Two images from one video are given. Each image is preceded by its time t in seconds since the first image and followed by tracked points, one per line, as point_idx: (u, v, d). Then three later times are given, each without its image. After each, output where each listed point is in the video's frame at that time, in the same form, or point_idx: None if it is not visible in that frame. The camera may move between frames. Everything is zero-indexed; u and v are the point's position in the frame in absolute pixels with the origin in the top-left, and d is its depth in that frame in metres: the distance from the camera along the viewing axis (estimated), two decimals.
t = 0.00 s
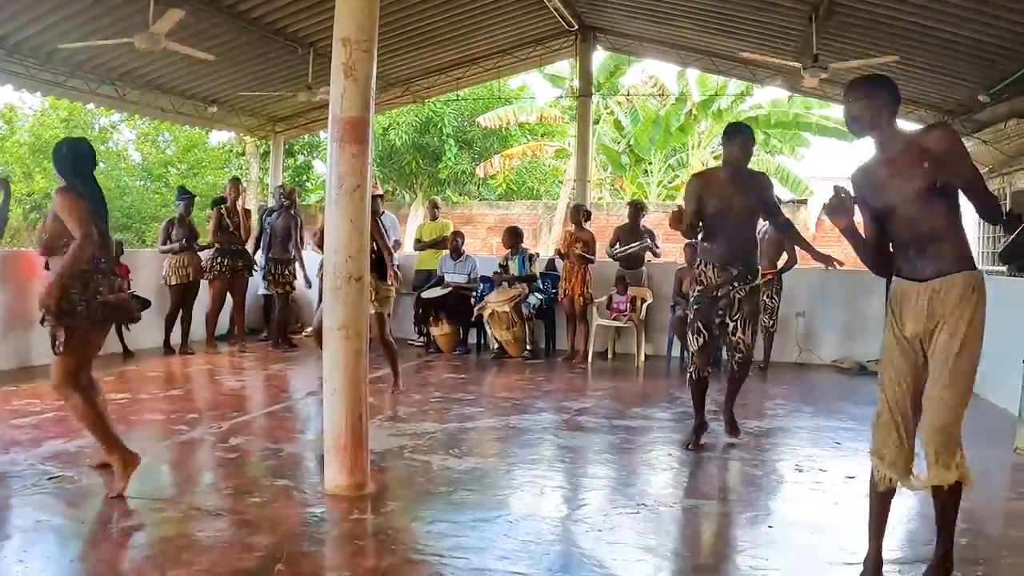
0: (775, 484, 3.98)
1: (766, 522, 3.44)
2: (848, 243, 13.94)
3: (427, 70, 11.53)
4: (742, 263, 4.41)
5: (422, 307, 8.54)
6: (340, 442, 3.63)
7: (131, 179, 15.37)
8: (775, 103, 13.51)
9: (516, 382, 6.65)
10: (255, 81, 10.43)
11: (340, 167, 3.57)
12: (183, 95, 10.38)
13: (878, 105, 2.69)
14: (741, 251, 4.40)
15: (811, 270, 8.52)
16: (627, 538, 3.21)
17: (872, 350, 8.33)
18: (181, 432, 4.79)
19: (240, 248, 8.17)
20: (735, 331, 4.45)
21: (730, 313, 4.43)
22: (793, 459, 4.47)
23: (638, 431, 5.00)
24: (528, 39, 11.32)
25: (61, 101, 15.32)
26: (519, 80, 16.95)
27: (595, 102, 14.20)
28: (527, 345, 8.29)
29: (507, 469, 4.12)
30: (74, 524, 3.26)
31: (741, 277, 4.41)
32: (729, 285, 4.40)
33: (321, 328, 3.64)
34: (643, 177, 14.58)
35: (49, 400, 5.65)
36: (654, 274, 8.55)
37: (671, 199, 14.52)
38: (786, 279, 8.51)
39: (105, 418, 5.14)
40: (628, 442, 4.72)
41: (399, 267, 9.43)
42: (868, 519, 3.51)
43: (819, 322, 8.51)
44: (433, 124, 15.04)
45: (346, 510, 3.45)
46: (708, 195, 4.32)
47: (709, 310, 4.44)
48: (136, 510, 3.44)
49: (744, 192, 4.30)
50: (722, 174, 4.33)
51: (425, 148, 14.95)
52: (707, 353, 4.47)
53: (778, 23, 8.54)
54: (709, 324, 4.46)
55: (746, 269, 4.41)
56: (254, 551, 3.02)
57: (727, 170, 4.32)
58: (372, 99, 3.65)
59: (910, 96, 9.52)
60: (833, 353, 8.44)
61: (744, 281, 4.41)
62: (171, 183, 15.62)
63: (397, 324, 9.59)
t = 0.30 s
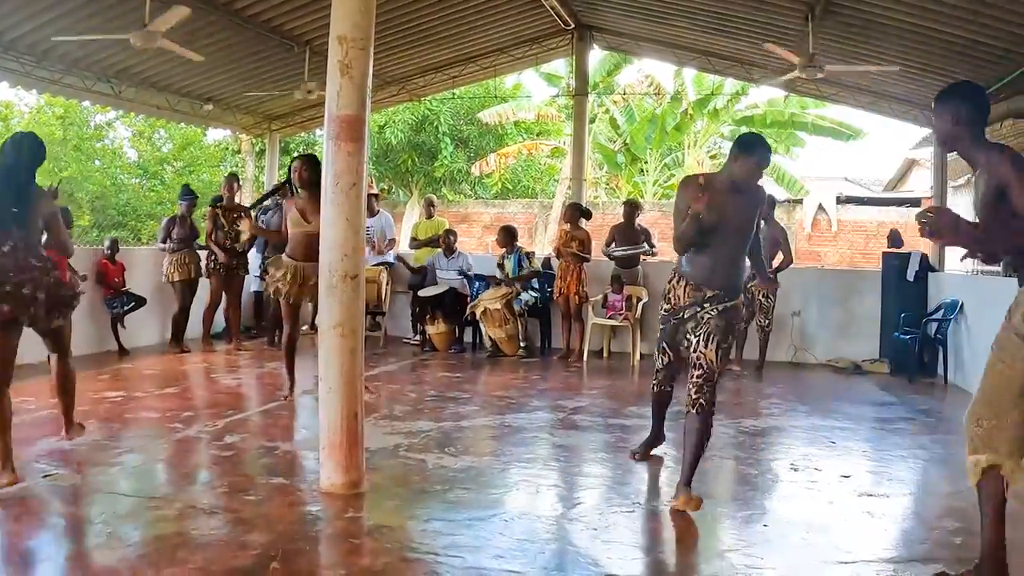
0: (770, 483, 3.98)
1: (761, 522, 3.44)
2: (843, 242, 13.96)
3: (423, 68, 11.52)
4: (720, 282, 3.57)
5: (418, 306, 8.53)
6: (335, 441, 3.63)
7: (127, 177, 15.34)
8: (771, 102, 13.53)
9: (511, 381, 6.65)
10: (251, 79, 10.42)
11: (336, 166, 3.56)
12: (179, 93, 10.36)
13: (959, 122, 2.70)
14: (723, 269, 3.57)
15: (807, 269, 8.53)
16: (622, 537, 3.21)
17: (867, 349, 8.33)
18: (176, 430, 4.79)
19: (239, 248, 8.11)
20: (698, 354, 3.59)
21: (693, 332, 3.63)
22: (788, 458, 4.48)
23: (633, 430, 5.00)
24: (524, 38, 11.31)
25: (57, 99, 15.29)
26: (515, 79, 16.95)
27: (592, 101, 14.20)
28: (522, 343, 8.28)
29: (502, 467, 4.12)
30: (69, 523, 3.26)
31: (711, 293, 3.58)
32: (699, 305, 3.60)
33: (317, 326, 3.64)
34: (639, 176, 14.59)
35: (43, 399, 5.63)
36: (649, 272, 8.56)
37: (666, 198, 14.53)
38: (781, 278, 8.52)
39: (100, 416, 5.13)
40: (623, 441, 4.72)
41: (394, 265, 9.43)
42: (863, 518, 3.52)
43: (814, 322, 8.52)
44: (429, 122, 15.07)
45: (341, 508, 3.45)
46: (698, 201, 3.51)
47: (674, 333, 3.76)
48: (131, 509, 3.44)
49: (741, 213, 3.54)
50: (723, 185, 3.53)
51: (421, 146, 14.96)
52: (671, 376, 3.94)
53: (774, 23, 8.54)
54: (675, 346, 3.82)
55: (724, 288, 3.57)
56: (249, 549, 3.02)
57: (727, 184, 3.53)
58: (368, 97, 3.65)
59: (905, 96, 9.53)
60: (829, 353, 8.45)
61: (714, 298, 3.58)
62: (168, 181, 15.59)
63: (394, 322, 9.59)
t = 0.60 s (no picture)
0: (760, 481, 3.99)
1: (750, 519, 3.46)
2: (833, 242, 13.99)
3: (414, 66, 11.51)
4: (765, 249, 3.17)
5: (409, 303, 8.51)
6: (325, 437, 3.62)
7: (117, 172, 15.29)
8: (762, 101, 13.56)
9: (501, 378, 6.65)
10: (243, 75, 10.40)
11: (326, 161, 3.56)
12: (170, 88, 10.33)
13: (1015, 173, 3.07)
14: (771, 234, 3.17)
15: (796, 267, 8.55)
16: (610, 534, 3.22)
17: (856, 347, 8.37)
18: (166, 426, 4.78)
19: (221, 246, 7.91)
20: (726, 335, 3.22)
21: (728, 305, 3.20)
22: (778, 456, 4.49)
23: (623, 428, 5.01)
24: (516, 36, 11.31)
25: (47, 93, 15.23)
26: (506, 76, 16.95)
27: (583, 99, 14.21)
28: (512, 339, 8.27)
29: (491, 464, 4.13)
30: (58, 519, 3.25)
31: (755, 264, 3.17)
32: (737, 274, 3.19)
33: (306, 322, 3.64)
34: (630, 174, 14.63)
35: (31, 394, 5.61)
36: (639, 270, 8.58)
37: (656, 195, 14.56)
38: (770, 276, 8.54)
39: (88, 412, 5.12)
40: (612, 438, 4.74)
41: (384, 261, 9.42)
42: (853, 515, 3.54)
43: (804, 320, 8.55)
44: (419, 119, 15.00)
45: (330, 505, 3.45)
46: (725, 161, 3.27)
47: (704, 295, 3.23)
48: (120, 505, 3.43)
49: (782, 164, 3.16)
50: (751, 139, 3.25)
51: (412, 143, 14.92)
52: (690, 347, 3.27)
53: (766, 22, 8.56)
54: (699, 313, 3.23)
55: (768, 258, 3.16)
56: (239, 545, 3.01)
57: (757, 136, 3.23)
58: (359, 92, 3.64)
59: (895, 96, 9.56)
60: (818, 351, 8.48)
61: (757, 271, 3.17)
62: (157, 176, 15.55)
63: (384, 319, 9.58)
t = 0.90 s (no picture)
0: (747, 479, 4.01)
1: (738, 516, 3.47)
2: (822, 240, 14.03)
3: (405, 62, 11.49)
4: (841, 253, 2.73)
5: (398, 300, 8.49)
6: (314, 433, 3.62)
7: (106, 167, 15.25)
8: (752, 99, 13.58)
9: (490, 375, 6.66)
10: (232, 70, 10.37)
11: (316, 157, 3.55)
12: (159, 84, 10.30)
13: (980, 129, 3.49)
14: (842, 234, 2.73)
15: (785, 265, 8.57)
16: (599, 531, 3.23)
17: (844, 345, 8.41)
18: (155, 422, 4.77)
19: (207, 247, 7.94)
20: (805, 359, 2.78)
21: (804, 320, 2.78)
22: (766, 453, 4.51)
23: (612, 425, 5.02)
24: (506, 32, 11.31)
25: (36, 88, 15.18)
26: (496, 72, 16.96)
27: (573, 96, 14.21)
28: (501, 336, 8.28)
29: (480, 461, 4.13)
30: (47, 515, 3.24)
31: (825, 270, 2.75)
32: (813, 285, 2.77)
33: (295, 318, 3.63)
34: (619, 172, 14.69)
35: (18, 390, 5.59)
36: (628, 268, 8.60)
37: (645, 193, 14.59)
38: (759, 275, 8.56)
39: (76, 409, 5.10)
40: (601, 435, 4.75)
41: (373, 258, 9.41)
42: (840, 513, 3.56)
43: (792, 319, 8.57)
44: (409, 116, 15.04)
45: (319, 501, 3.45)
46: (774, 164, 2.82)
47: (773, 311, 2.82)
48: (109, 502, 3.41)
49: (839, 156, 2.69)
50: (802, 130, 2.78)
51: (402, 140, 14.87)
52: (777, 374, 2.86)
53: (756, 20, 8.58)
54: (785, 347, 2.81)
55: (837, 265, 2.74)
56: (227, 542, 3.01)
57: (805, 127, 2.77)
58: (349, 88, 3.64)
59: (885, 95, 9.60)
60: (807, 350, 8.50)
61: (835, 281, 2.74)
62: (146, 172, 15.50)
63: (373, 316, 9.56)
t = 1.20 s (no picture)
0: (736, 476, 4.02)
1: (727, 512, 3.48)
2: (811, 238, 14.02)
3: (395, 58, 11.48)
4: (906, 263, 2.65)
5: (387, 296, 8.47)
6: (304, 429, 3.62)
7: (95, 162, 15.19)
8: (742, 97, 13.60)
9: (480, 371, 6.67)
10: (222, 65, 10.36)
11: (306, 152, 3.54)
12: (148, 79, 10.26)
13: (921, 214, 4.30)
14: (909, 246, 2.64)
15: (773, 263, 8.59)
16: (587, 528, 3.23)
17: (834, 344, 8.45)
18: (142, 418, 4.76)
19: (195, 256, 8.13)
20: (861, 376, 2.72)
21: (856, 328, 2.71)
22: (755, 450, 4.52)
23: (601, 422, 5.03)
24: (496, 29, 11.31)
25: (25, 83, 15.11)
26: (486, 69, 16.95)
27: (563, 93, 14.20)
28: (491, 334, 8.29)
29: (469, 457, 4.14)
30: (35, 512, 3.23)
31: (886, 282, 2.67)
32: (872, 298, 2.69)
33: (285, 314, 3.63)
34: (609, 169, 14.75)
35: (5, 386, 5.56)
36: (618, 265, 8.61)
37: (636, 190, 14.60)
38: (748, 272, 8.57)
39: (63, 405, 5.08)
40: (590, 431, 4.76)
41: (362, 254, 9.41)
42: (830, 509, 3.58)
43: (781, 316, 8.60)
44: (400, 111, 14.80)
45: (309, 497, 3.45)
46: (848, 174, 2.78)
47: (829, 318, 2.77)
48: (98, 498, 3.40)
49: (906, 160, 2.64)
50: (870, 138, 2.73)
51: (392, 136, 14.82)
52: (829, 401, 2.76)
53: (746, 18, 8.60)
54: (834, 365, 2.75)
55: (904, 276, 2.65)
56: (217, 538, 3.01)
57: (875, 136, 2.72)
58: (340, 84, 3.63)
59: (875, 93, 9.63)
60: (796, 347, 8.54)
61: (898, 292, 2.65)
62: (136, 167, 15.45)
63: (363, 312, 9.56)
